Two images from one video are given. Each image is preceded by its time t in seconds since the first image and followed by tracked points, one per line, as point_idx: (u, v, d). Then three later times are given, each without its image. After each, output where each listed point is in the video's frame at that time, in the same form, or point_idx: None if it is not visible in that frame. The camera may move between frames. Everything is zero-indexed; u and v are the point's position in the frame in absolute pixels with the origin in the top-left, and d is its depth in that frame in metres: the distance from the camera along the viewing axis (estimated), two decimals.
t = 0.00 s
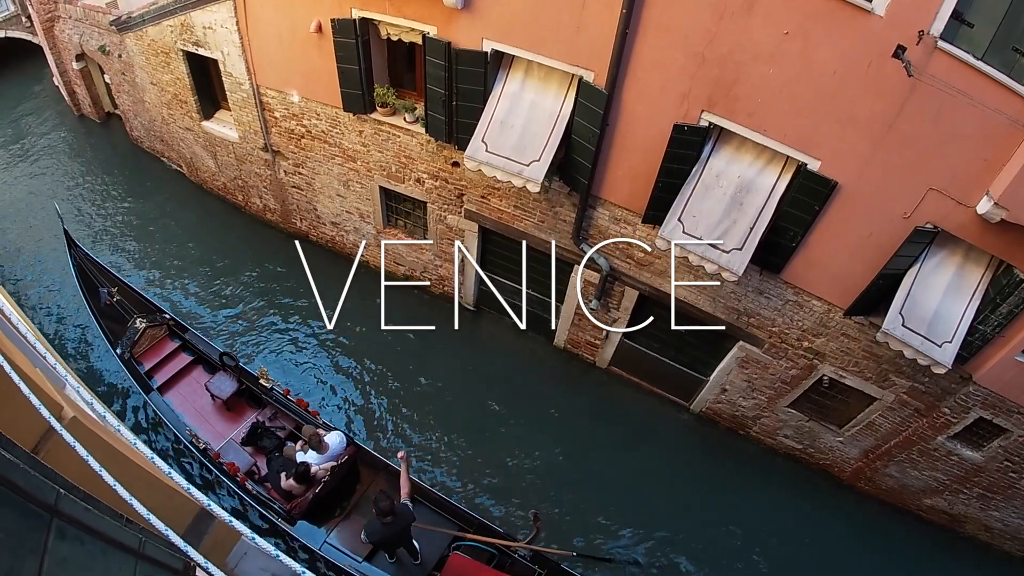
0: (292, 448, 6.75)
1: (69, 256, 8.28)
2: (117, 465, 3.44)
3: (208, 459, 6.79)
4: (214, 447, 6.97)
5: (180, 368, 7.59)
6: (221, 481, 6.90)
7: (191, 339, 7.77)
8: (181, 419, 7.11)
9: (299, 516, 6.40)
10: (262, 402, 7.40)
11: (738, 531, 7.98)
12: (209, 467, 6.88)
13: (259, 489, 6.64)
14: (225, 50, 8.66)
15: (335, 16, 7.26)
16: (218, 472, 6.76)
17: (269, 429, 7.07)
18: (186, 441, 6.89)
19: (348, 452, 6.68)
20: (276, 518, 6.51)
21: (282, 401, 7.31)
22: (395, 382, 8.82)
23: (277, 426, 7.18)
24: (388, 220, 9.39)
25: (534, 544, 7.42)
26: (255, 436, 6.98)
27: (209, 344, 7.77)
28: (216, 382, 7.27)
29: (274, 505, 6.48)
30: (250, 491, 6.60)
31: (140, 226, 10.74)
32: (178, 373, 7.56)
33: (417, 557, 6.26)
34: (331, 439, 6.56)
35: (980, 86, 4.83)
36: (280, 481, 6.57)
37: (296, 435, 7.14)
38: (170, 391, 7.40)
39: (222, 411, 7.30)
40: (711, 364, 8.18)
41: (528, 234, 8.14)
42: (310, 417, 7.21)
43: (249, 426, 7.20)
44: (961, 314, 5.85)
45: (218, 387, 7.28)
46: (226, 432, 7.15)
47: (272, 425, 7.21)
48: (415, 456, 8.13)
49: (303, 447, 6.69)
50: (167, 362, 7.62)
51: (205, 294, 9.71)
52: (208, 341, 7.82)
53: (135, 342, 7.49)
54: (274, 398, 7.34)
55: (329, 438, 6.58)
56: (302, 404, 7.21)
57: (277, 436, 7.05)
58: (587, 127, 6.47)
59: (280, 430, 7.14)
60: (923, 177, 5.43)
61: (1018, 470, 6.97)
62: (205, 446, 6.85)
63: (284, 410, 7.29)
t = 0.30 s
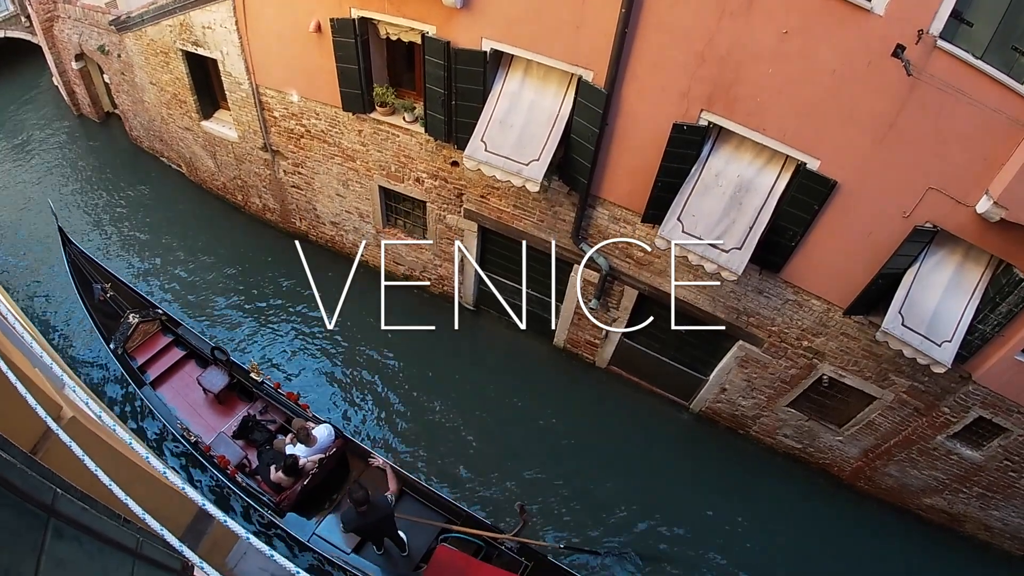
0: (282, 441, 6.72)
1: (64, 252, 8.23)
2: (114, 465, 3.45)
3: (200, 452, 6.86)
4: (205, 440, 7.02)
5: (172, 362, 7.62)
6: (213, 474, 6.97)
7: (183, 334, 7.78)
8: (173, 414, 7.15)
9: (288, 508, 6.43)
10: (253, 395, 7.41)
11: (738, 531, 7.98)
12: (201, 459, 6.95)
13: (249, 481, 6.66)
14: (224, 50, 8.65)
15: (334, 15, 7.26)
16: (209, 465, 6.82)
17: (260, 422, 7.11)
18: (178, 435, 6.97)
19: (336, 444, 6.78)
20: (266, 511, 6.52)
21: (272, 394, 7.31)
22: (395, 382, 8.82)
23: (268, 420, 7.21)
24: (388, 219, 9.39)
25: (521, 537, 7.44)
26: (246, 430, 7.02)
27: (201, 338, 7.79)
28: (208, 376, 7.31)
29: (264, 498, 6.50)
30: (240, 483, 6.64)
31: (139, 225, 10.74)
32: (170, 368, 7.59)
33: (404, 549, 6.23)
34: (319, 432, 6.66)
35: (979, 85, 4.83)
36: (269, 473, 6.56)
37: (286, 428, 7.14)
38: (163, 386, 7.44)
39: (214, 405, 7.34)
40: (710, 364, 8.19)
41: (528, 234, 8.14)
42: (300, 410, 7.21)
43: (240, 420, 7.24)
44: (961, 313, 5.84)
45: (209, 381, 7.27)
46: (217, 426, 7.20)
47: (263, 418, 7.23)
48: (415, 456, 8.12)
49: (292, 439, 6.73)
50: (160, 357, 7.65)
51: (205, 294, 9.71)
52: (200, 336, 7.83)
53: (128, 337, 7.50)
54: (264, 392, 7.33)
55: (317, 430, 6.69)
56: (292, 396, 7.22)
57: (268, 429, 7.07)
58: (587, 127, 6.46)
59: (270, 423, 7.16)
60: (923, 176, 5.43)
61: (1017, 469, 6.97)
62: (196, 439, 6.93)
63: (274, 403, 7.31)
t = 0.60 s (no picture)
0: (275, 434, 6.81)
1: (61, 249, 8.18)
2: (115, 464, 3.44)
3: (194, 445, 6.87)
4: (200, 433, 7.06)
5: (169, 357, 7.64)
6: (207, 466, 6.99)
7: (179, 328, 7.81)
8: (169, 408, 7.18)
9: (280, 500, 6.54)
10: (248, 388, 7.49)
11: (740, 529, 7.98)
12: (194, 451, 6.97)
13: (243, 473, 6.72)
14: (225, 49, 8.65)
15: (335, 14, 7.25)
16: (203, 457, 6.85)
17: (254, 414, 7.15)
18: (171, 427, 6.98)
19: (327, 436, 6.87)
20: (259, 503, 6.61)
21: (266, 386, 7.40)
22: (396, 381, 8.82)
23: (261, 412, 7.27)
24: (389, 218, 9.39)
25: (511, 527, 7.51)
26: (241, 422, 7.05)
27: (197, 332, 7.82)
28: (202, 369, 7.34)
29: (256, 489, 6.58)
30: (233, 475, 6.70)
31: (140, 224, 10.75)
32: (166, 362, 7.61)
33: (393, 539, 6.39)
34: (310, 425, 6.74)
35: (981, 83, 4.81)
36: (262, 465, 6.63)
37: (279, 421, 7.22)
38: (159, 379, 7.46)
39: (209, 398, 7.37)
40: (712, 362, 8.18)
41: (529, 232, 8.14)
42: (293, 402, 7.30)
43: (235, 412, 7.27)
44: (962, 311, 5.83)
45: (203, 374, 7.32)
46: (212, 419, 7.23)
47: (256, 411, 7.29)
48: (416, 455, 8.13)
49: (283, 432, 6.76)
50: (156, 351, 7.66)
51: (206, 293, 9.71)
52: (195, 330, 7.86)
53: (124, 332, 7.50)
54: (259, 384, 7.43)
55: (308, 423, 6.75)
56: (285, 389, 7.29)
57: (262, 422, 7.13)
58: (588, 125, 6.45)
59: (264, 416, 7.22)
60: (925, 174, 5.41)
61: (1019, 467, 6.97)
62: (190, 431, 6.94)
63: (268, 395, 7.39)
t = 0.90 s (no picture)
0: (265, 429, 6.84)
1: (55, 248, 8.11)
2: (115, 467, 3.44)
3: (186, 441, 6.89)
4: (191, 429, 7.06)
5: (162, 355, 7.64)
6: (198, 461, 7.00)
7: (172, 326, 7.80)
8: (162, 405, 7.17)
9: (270, 495, 6.57)
10: (239, 385, 7.49)
11: (740, 529, 7.98)
12: (186, 447, 6.98)
13: (233, 469, 6.72)
14: (224, 52, 8.66)
15: (334, 17, 7.27)
16: (195, 453, 6.89)
17: (245, 411, 7.19)
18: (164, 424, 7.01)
19: (315, 432, 6.86)
20: (250, 498, 6.66)
21: (257, 383, 7.40)
22: (395, 383, 8.82)
23: (253, 408, 7.30)
24: (388, 220, 9.39)
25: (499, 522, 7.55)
26: (232, 419, 7.10)
27: (190, 330, 7.82)
28: (195, 367, 7.35)
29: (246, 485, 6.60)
30: (223, 471, 6.72)
31: (139, 227, 10.74)
32: (160, 360, 7.61)
33: (382, 535, 6.34)
34: (298, 421, 6.75)
35: (979, 83, 4.82)
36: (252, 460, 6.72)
37: (270, 417, 7.22)
38: (152, 377, 7.46)
39: (201, 396, 7.38)
40: (712, 363, 8.19)
41: (528, 234, 8.14)
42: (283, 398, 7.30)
43: (227, 409, 7.29)
44: (961, 312, 5.84)
45: (196, 371, 7.31)
46: (205, 416, 7.24)
47: (248, 407, 7.32)
48: (416, 457, 8.12)
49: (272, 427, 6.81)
50: (149, 349, 7.66)
51: (205, 295, 9.71)
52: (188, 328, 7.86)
53: (118, 330, 7.50)
54: (250, 380, 7.41)
55: (296, 418, 6.76)
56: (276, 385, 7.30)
57: (253, 418, 7.19)
58: (587, 127, 6.46)
59: (256, 412, 7.24)
60: (924, 175, 5.42)
61: (1019, 467, 6.97)
62: (182, 428, 6.97)
63: (259, 392, 7.40)
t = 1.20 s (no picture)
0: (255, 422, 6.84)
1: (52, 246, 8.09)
2: (114, 466, 3.44)
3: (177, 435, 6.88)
4: (183, 424, 7.05)
5: (155, 350, 7.64)
6: (190, 456, 6.99)
7: (165, 322, 7.80)
8: (154, 399, 7.17)
9: (259, 487, 6.58)
10: (231, 379, 7.47)
11: (738, 529, 7.98)
12: (178, 443, 6.98)
13: (224, 463, 6.71)
14: (224, 52, 8.66)
15: (334, 17, 7.27)
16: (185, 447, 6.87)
17: (236, 405, 7.15)
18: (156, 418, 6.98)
19: (304, 425, 6.85)
20: (239, 491, 6.64)
21: (248, 377, 7.38)
22: (394, 384, 8.81)
23: (244, 403, 7.27)
24: (388, 220, 9.39)
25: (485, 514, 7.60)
26: (223, 413, 7.07)
27: (183, 326, 7.81)
28: (187, 362, 7.36)
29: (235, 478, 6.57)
30: (214, 463, 6.68)
31: (138, 227, 10.74)
32: (153, 356, 7.61)
33: (369, 527, 6.35)
34: (287, 414, 6.74)
35: (979, 84, 4.82)
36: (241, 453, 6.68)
37: (261, 411, 7.19)
38: (145, 372, 7.45)
39: (193, 390, 7.37)
40: (711, 364, 8.19)
41: (528, 235, 8.14)
42: (274, 393, 7.27)
43: (218, 403, 7.27)
44: (960, 312, 5.84)
45: (188, 366, 7.31)
46: (197, 410, 7.23)
47: (239, 402, 7.29)
48: (415, 457, 8.12)
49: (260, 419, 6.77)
50: (143, 345, 7.66)
51: (205, 295, 9.70)
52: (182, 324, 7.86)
53: (111, 326, 7.52)
54: (241, 375, 7.40)
55: (286, 412, 6.74)
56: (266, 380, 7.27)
57: (244, 412, 7.14)
58: (587, 127, 6.46)
59: (246, 406, 7.22)
60: (923, 176, 5.43)
61: (1018, 468, 6.97)
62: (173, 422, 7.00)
63: (250, 386, 7.37)
